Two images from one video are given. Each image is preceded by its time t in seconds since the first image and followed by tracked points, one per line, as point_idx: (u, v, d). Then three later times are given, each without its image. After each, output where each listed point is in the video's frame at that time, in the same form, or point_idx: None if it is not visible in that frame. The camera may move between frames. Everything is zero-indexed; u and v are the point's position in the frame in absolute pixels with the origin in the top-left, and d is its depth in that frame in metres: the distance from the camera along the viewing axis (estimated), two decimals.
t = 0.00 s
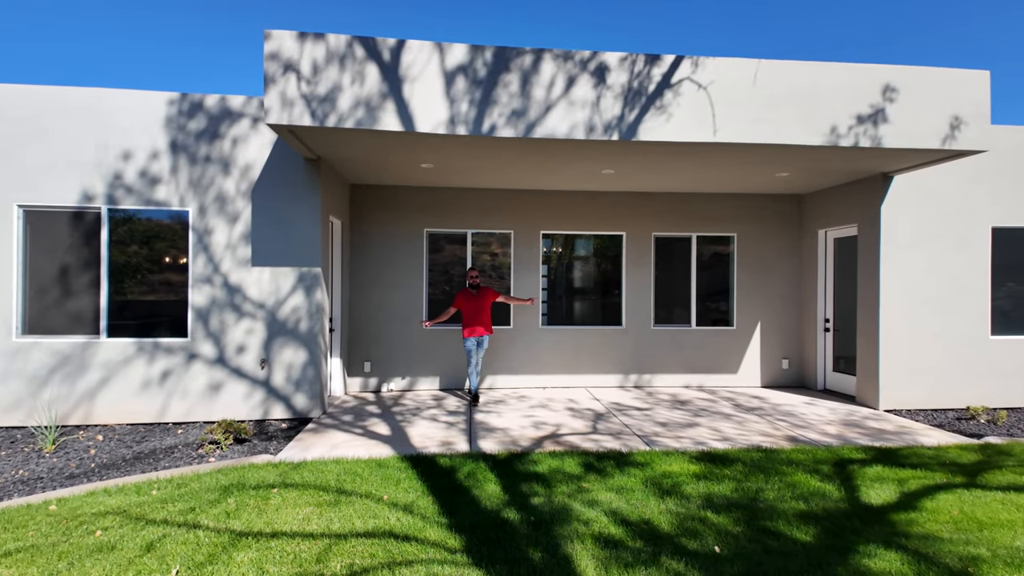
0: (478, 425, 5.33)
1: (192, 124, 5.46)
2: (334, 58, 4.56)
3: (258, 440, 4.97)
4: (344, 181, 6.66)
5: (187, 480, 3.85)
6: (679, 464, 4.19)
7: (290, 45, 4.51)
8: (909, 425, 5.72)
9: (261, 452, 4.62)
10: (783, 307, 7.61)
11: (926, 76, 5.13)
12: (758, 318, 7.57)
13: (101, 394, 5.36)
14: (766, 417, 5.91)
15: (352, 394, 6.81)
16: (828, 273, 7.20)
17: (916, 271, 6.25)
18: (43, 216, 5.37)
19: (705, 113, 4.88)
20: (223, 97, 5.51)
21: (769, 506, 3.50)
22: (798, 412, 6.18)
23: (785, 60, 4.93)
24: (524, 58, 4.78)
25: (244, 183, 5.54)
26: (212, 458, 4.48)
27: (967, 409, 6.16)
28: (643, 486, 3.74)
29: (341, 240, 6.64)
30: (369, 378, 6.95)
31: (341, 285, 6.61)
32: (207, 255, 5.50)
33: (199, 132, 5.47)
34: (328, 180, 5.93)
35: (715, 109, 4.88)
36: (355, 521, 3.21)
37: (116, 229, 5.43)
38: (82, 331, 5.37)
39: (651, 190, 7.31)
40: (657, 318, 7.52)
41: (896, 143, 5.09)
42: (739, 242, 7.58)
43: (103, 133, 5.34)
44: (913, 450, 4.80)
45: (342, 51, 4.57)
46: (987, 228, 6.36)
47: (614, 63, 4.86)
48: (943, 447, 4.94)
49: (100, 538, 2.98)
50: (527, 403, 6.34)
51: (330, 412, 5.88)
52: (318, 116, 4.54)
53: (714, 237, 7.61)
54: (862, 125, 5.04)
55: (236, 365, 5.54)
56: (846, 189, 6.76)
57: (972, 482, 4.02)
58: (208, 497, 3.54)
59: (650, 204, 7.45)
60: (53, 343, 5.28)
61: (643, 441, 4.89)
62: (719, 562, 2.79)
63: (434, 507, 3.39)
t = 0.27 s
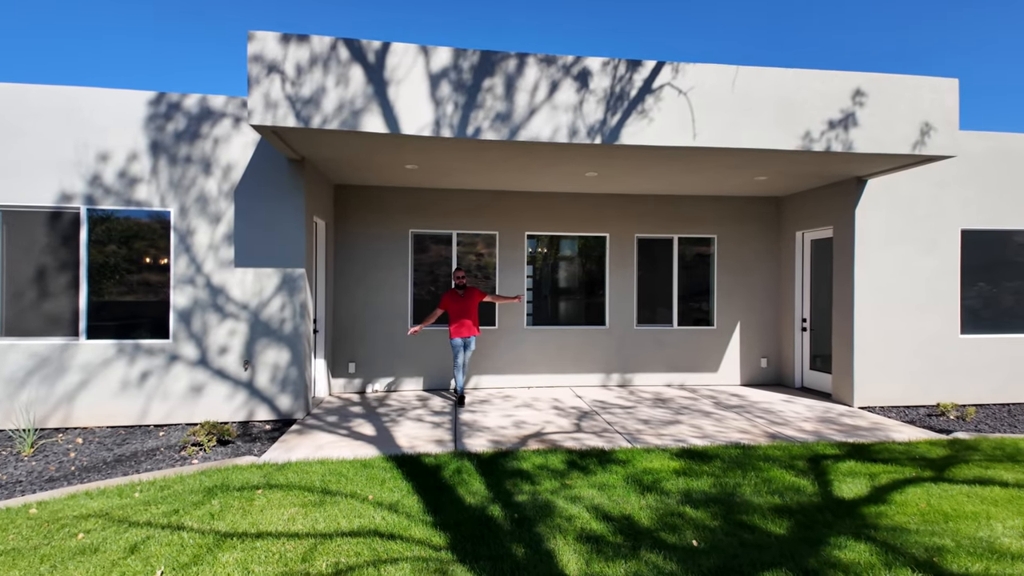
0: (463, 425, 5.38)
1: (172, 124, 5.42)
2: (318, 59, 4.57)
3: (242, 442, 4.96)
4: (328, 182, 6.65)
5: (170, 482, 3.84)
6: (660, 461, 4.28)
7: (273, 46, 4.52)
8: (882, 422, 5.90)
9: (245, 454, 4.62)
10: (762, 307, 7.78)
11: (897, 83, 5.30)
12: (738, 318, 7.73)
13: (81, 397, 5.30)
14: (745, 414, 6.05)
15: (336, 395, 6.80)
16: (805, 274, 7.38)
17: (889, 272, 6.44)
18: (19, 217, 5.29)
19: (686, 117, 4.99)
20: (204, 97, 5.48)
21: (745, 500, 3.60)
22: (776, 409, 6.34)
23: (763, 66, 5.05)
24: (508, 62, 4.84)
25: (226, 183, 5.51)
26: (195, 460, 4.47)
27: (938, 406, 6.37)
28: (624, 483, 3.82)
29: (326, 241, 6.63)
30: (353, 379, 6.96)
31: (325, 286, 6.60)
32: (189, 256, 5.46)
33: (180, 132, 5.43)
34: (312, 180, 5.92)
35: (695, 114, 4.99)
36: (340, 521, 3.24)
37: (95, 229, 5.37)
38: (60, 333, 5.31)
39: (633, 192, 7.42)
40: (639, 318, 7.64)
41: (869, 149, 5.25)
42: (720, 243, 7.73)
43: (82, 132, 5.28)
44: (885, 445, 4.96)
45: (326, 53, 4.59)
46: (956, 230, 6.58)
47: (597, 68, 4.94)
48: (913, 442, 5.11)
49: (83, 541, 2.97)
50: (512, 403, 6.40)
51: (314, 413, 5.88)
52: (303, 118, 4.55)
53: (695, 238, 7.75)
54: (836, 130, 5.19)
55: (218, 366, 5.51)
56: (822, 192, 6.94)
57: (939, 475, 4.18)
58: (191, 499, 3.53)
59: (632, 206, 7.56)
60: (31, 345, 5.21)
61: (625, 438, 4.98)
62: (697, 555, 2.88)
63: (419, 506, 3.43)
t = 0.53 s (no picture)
0: (448, 425, 5.41)
1: (154, 124, 5.38)
2: (302, 61, 4.58)
3: (225, 444, 4.94)
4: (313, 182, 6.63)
5: (151, 485, 3.82)
6: (641, 459, 4.36)
7: (256, 47, 4.51)
8: (858, 419, 6.05)
9: (228, 456, 4.60)
10: (743, 307, 7.92)
11: (872, 89, 5.44)
12: (720, 318, 7.86)
13: (60, 399, 5.24)
14: (725, 412, 6.17)
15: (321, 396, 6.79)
16: (784, 274, 7.53)
17: (865, 273, 6.60)
18: None
19: (667, 121, 5.07)
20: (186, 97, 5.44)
21: (722, 496, 3.69)
22: (755, 408, 6.47)
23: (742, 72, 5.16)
24: (492, 65, 4.88)
25: (209, 183, 5.48)
26: (178, 462, 4.45)
27: (911, 403, 6.55)
28: (606, 480, 3.89)
29: (310, 241, 6.62)
30: (338, 380, 6.95)
31: (310, 286, 6.58)
32: (170, 256, 5.42)
33: (161, 132, 5.39)
34: (296, 181, 5.91)
35: (676, 118, 5.08)
36: (323, 521, 3.26)
37: (74, 230, 5.31)
38: (39, 334, 5.24)
39: (617, 194, 7.51)
40: (623, 318, 7.73)
41: (844, 153, 5.39)
42: (702, 244, 7.85)
43: (60, 132, 5.21)
44: (859, 442, 5.09)
45: (310, 54, 4.59)
46: (930, 232, 6.77)
47: (580, 72, 5.01)
48: (887, 439, 5.26)
49: (64, 544, 2.96)
50: (497, 402, 6.45)
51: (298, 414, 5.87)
52: (286, 119, 4.55)
53: (678, 239, 7.86)
54: (813, 135, 5.32)
55: (201, 368, 5.48)
56: (800, 195, 7.09)
57: (910, 471, 4.31)
58: (174, 501, 3.53)
59: (616, 207, 7.65)
60: (9, 347, 5.14)
61: (609, 437, 5.05)
62: (674, 550, 2.95)
63: (402, 506, 3.46)
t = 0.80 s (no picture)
0: (425, 427, 5.42)
1: (123, 122, 5.27)
2: (277, 60, 4.54)
3: (196, 448, 4.86)
4: (288, 181, 6.56)
5: (121, 491, 3.76)
6: (616, 457, 4.44)
7: (230, 46, 4.46)
8: (826, 417, 6.24)
9: (200, 460, 4.54)
10: (717, 308, 8.09)
11: (838, 97, 5.62)
12: (694, 318, 8.01)
13: (25, 404, 5.11)
14: (699, 411, 6.30)
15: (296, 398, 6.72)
16: (756, 276, 7.71)
17: (832, 274, 6.81)
18: None
19: (642, 126, 5.17)
20: (157, 95, 5.34)
21: (693, 493, 3.78)
22: (728, 406, 6.62)
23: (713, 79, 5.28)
24: (469, 68, 4.91)
25: (180, 183, 5.39)
26: (147, 468, 4.36)
27: (876, 400, 6.78)
28: (581, 479, 3.96)
29: (285, 242, 6.54)
30: (314, 382, 6.90)
31: (284, 288, 6.51)
32: (140, 257, 5.31)
33: (131, 130, 5.28)
34: (270, 181, 5.84)
35: (650, 123, 5.18)
36: (298, 525, 3.24)
37: (39, 229, 5.19)
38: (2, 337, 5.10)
39: (595, 196, 7.60)
40: (601, 319, 7.83)
41: (812, 159, 5.55)
42: (677, 246, 7.99)
43: (25, 129, 5.07)
44: (826, 439, 5.26)
45: (285, 54, 4.55)
46: (894, 235, 7.01)
47: (557, 77, 5.07)
48: (852, 436, 5.44)
49: (29, 553, 2.89)
50: (476, 403, 6.47)
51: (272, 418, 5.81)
52: (260, 119, 4.50)
53: (653, 241, 7.99)
54: (783, 140, 5.47)
55: (172, 371, 5.38)
56: (771, 198, 7.27)
57: (873, 466, 4.47)
58: (144, 507, 3.48)
59: (594, 209, 7.75)
60: None
61: (585, 435, 5.12)
62: (645, 547, 3.02)
63: (378, 509, 3.47)
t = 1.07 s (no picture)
0: (390, 429, 5.37)
1: (68, 114, 5.02)
2: (235, 55, 4.42)
3: (149, 454, 4.68)
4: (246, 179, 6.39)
5: (66, 500, 3.58)
6: (580, 455, 4.51)
7: (184, 38, 4.32)
8: (779, 411, 6.50)
9: (152, 467, 4.37)
10: (677, 307, 8.31)
11: (791, 106, 5.86)
12: (656, 317, 8.20)
13: None
14: (660, 408, 6.46)
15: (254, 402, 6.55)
16: (714, 276, 7.96)
17: (785, 275, 7.10)
18: None
19: (605, 130, 5.27)
20: (105, 87, 5.11)
21: (654, 488, 3.89)
22: (687, 402, 6.82)
23: (674, 85, 5.43)
24: (435, 67, 4.89)
25: (130, 179, 5.17)
26: (96, 476, 4.18)
27: (826, 395, 7.10)
28: (545, 477, 4.01)
29: (243, 241, 6.37)
30: (273, 385, 6.74)
31: (242, 289, 6.33)
32: (87, 256, 5.07)
33: (77, 124, 5.04)
34: (227, 179, 5.68)
35: (613, 127, 5.29)
36: (257, 531, 3.17)
37: None
38: None
39: (560, 197, 7.69)
40: (566, 319, 7.92)
41: (767, 165, 5.78)
42: (640, 247, 8.16)
43: None
44: (778, 433, 5.48)
45: (243, 49, 4.44)
46: (841, 238, 7.36)
47: (522, 79, 5.10)
48: (803, 429, 5.69)
49: None
50: (441, 404, 6.45)
51: (229, 422, 5.65)
52: (217, 114, 4.37)
53: (617, 242, 8.14)
54: (739, 146, 5.67)
55: (121, 375, 5.16)
56: (728, 202, 7.52)
57: (821, 458, 4.69)
58: (93, 516, 3.33)
59: (559, 210, 7.84)
60: None
61: (551, 434, 5.18)
62: (607, 541, 3.09)
63: (341, 512, 3.42)
